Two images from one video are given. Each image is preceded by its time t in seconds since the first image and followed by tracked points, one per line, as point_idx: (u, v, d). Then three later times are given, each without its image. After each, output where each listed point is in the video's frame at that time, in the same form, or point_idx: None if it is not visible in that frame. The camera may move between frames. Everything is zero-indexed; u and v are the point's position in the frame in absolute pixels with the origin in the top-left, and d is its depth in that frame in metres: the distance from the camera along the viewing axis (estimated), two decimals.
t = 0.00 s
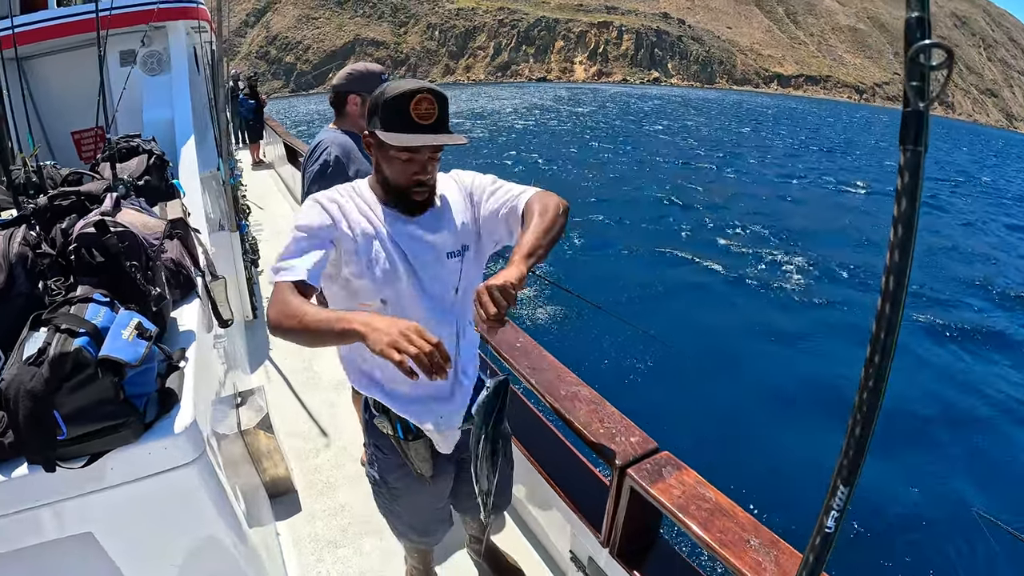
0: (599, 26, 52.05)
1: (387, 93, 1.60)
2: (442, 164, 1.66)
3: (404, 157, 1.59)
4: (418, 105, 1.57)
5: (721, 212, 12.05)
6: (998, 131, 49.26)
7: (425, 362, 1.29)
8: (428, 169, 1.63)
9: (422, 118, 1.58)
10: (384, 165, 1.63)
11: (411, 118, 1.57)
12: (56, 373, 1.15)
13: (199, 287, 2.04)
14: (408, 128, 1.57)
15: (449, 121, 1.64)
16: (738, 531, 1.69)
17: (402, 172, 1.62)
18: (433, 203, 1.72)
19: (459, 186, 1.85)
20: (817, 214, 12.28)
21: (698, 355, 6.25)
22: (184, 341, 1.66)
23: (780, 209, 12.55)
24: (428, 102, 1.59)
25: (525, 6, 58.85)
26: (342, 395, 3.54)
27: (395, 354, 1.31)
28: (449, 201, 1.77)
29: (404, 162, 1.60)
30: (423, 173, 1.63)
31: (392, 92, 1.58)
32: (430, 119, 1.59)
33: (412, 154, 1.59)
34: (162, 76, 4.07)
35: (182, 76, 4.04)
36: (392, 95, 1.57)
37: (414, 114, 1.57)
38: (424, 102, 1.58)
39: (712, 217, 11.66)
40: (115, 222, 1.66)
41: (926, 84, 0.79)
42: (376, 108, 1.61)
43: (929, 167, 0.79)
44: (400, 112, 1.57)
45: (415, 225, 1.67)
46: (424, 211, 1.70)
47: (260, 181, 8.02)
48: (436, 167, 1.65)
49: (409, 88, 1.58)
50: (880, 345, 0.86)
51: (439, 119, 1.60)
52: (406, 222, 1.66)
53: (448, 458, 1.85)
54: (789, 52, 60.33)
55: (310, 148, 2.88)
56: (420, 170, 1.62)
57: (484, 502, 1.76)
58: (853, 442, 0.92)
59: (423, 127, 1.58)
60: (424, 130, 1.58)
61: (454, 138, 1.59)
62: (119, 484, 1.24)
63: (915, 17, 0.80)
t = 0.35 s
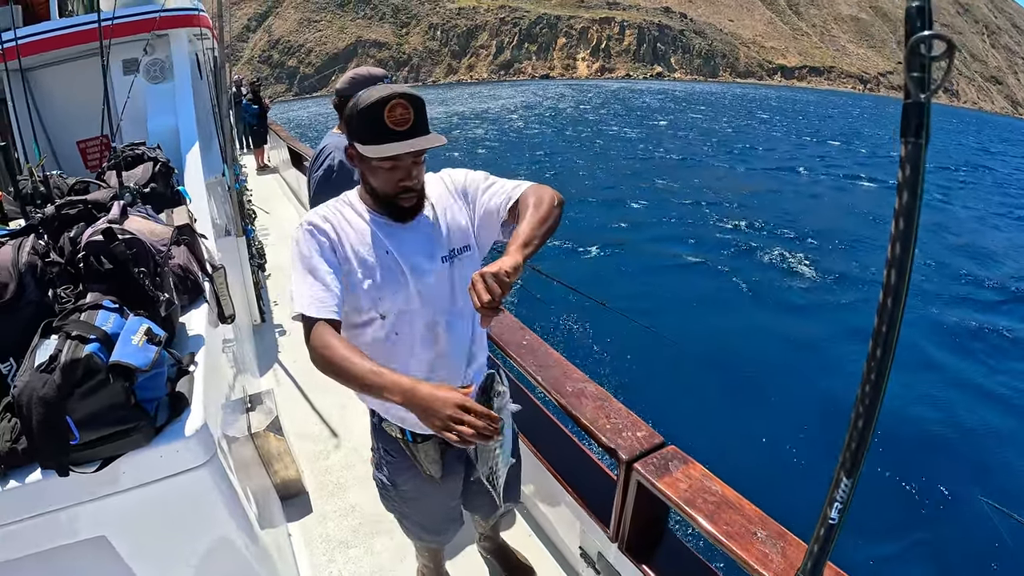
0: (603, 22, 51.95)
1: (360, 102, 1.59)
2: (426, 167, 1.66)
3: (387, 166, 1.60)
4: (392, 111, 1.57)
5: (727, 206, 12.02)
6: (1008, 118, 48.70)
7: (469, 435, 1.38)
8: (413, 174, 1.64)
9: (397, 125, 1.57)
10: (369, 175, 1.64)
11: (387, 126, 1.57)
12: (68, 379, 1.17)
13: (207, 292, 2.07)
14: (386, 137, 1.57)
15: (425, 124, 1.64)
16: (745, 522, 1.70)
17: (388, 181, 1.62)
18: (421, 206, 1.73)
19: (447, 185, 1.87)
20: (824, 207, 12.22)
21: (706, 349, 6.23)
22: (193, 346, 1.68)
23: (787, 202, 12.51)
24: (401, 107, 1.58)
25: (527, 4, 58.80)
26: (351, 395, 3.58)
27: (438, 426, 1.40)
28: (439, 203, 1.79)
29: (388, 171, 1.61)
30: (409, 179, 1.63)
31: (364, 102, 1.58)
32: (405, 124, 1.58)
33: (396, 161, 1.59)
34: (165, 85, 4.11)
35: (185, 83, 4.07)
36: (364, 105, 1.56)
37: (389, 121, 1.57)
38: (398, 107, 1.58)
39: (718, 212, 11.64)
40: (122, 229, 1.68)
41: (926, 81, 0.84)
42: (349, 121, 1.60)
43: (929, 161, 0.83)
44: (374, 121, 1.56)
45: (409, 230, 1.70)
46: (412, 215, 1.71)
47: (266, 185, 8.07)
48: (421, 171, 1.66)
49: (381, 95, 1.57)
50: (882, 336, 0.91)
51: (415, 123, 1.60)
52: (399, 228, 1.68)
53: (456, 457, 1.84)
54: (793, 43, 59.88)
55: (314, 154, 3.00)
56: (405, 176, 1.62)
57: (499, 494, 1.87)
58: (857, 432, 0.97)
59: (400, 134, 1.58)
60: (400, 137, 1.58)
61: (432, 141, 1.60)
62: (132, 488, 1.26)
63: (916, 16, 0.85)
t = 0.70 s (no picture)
0: (601, 17, 51.81)
1: (360, 110, 1.56)
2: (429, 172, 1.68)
3: (391, 174, 1.61)
4: (395, 118, 1.55)
5: (729, 200, 11.99)
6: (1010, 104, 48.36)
7: (492, 439, 1.47)
8: (416, 181, 1.65)
9: (401, 131, 1.56)
10: (372, 184, 1.64)
11: (391, 134, 1.55)
12: (76, 387, 1.18)
13: (211, 298, 2.08)
14: (391, 146, 1.56)
15: (428, 129, 1.63)
16: (750, 519, 1.71)
17: (392, 189, 1.63)
18: (424, 212, 1.74)
19: (448, 191, 1.86)
20: (826, 198, 12.19)
21: (710, 345, 6.23)
22: (199, 351, 1.69)
23: (789, 193, 12.48)
24: (404, 113, 1.56)
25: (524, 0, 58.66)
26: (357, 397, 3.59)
27: (461, 431, 1.47)
28: (439, 210, 1.79)
29: (392, 179, 1.61)
30: (412, 187, 1.65)
31: (365, 109, 1.55)
32: (409, 130, 1.57)
33: (399, 170, 1.60)
34: (165, 91, 4.12)
35: (185, 89, 4.08)
36: (367, 112, 1.54)
37: (393, 128, 1.55)
38: (401, 114, 1.56)
39: (720, 205, 11.61)
40: (126, 237, 1.69)
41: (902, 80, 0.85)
42: (351, 128, 1.58)
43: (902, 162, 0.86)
44: (377, 129, 1.54)
45: (406, 236, 1.69)
46: (416, 223, 1.71)
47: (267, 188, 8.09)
48: (424, 177, 1.68)
49: (384, 102, 1.55)
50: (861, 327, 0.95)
51: (418, 128, 1.59)
52: (396, 233, 1.67)
53: (461, 458, 1.86)
54: (793, 34, 59.53)
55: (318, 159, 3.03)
56: (408, 183, 1.63)
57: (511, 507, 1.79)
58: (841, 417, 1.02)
59: (405, 141, 1.56)
60: (405, 144, 1.57)
61: (435, 149, 1.60)
62: (141, 494, 1.27)
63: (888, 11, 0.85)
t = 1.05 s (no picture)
0: (592, 12, 51.76)
1: (360, 113, 1.57)
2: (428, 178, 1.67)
3: (390, 179, 1.60)
4: (394, 123, 1.55)
5: (723, 193, 12.01)
6: (1001, 92, 48.55)
7: (488, 448, 1.44)
8: (415, 187, 1.64)
9: (401, 137, 1.56)
10: (371, 189, 1.64)
11: (390, 138, 1.55)
12: (74, 395, 1.18)
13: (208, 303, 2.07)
14: (390, 151, 1.56)
15: (427, 135, 1.63)
16: (749, 515, 1.72)
17: (391, 195, 1.63)
18: (422, 218, 1.74)
19: (446, 197, 1.88)
20: (820, 190, 12.21)
21: (707, 341, 6.25)
22: (196, 357, 1.69)
23: (783, 186, 12.51)
24: (404, 118, 1.57)
25: None
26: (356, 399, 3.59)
27: (456, 438, 1.46)
28: (438, 217, 1.81)
29: (391, 184, 1.60)
30: (411, 192, 1.64)
31: (367, 112, 1.55)
32: (408, 136, 1.57)
33: (398, 175, 1.59)
34: (158, 96, 4.11)
35: (178, 94, 4.08)
36: (366, 116, 1.55)
37: (392, 133, 1.56)
38: (400, 119, 1.56)
39: (715, 199, 11.64)
40: (120, 243, 1.69)
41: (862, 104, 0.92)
42: (350, 132, 1.58)
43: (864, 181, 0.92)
44: (377, 133, 1.55)
45: (403, 241, 1.69)
46: (412, 230, 1.71)
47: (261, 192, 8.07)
48: (423, 183, 1.67)
49: (383, 106, 1.55)
50: (829, 334, 1.02)
51: (418, 134, 1.59)
52: (393, 238, 1.68)
53: (462, 465, 1.86)
54: (784, 26, 59.57)
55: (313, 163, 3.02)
56: (407, 189, 1.63)
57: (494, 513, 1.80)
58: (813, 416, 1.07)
59: (404, 146, 1.57)
60: (405, 149, 1.57)
61: (435, 155, 1.60)
62: (140, 502, 1.27)
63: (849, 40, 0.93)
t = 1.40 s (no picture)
0: (586, 8, 51.63)
1: (369, 113, 1.56)
2: (433, 179, 1.66)
3: (395, 179, 1.60)
4: (402, 123, 1.55)
5: (719, 188, 12.02)
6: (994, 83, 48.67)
7: (473, 458, 1.41)
8: (420, 188, 1.64)
9: (407, 137, 1.56)
10: (375, 188, 1.64)
11: (397, 139, 1.55)
12: (72, 397, 1.18)
13: (204, 304, 2.07)
14: (396, 151, 1.56)
15: (435, 136, 1.62)
16: (748, 509, 1.74)
17: (396, 195, 1.62)
18: (428, 218, 1.73)
19: (453, 198, 1.88)
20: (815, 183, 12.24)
21: (705, 335, 6.28)
22: (194, 358, 1.68)
23: (778, 180, 12.53)
24: (411, 119, 1.56)
25: None
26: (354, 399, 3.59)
27: (444, 445, 1.43)
28: (445, 218, 1.80)
29: (396, 184, 1.60)
30: (416, 194, 1.64)
31: (376, 111, 1.55)
32: (415, 137, 1.57)
33: (404, 175, 1.59)
34: (152, 98, 4.10)
35: (173, 96, 4.07)
36: (374, 115, 1.55)
37: (399, 133, 1.55)
38: (408, 119, 1.56)
39: (710, 194, 11.65)
40: (116, 245, 1.69)
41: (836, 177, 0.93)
42: (358, 131, 1.58)
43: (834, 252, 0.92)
44: (385, 132, 1.55)
45: (410, 242, 1.69)
46: (416, 230, 1.71)
47: (257, 192, 8.04)
48: (428, 185, 1.66)
49: (391, 106, 1.55)
50: (799, 397, 1.02)
51: (425, 135, 1.58)
52: (399, 239, 1.68)
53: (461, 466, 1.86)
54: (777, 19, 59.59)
55: (308, 164, 3.01)
56: (413, 190, 1.62)
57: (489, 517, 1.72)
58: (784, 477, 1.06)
59: (411, 147, 1.56)
60: (411, 150, 1.57)
61: (441, 157, 1.60)
62: (139, 503, 1.27)
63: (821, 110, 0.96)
